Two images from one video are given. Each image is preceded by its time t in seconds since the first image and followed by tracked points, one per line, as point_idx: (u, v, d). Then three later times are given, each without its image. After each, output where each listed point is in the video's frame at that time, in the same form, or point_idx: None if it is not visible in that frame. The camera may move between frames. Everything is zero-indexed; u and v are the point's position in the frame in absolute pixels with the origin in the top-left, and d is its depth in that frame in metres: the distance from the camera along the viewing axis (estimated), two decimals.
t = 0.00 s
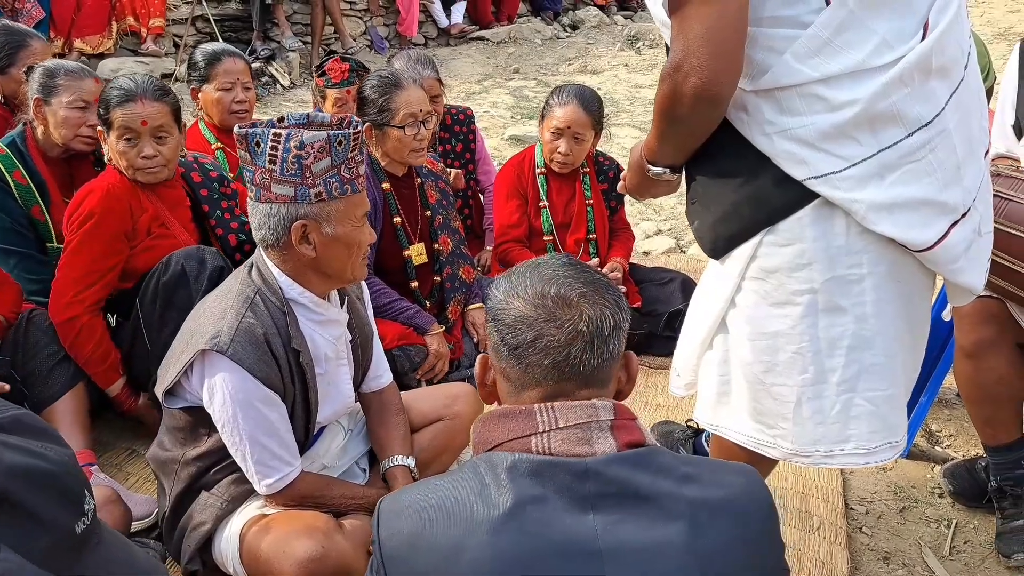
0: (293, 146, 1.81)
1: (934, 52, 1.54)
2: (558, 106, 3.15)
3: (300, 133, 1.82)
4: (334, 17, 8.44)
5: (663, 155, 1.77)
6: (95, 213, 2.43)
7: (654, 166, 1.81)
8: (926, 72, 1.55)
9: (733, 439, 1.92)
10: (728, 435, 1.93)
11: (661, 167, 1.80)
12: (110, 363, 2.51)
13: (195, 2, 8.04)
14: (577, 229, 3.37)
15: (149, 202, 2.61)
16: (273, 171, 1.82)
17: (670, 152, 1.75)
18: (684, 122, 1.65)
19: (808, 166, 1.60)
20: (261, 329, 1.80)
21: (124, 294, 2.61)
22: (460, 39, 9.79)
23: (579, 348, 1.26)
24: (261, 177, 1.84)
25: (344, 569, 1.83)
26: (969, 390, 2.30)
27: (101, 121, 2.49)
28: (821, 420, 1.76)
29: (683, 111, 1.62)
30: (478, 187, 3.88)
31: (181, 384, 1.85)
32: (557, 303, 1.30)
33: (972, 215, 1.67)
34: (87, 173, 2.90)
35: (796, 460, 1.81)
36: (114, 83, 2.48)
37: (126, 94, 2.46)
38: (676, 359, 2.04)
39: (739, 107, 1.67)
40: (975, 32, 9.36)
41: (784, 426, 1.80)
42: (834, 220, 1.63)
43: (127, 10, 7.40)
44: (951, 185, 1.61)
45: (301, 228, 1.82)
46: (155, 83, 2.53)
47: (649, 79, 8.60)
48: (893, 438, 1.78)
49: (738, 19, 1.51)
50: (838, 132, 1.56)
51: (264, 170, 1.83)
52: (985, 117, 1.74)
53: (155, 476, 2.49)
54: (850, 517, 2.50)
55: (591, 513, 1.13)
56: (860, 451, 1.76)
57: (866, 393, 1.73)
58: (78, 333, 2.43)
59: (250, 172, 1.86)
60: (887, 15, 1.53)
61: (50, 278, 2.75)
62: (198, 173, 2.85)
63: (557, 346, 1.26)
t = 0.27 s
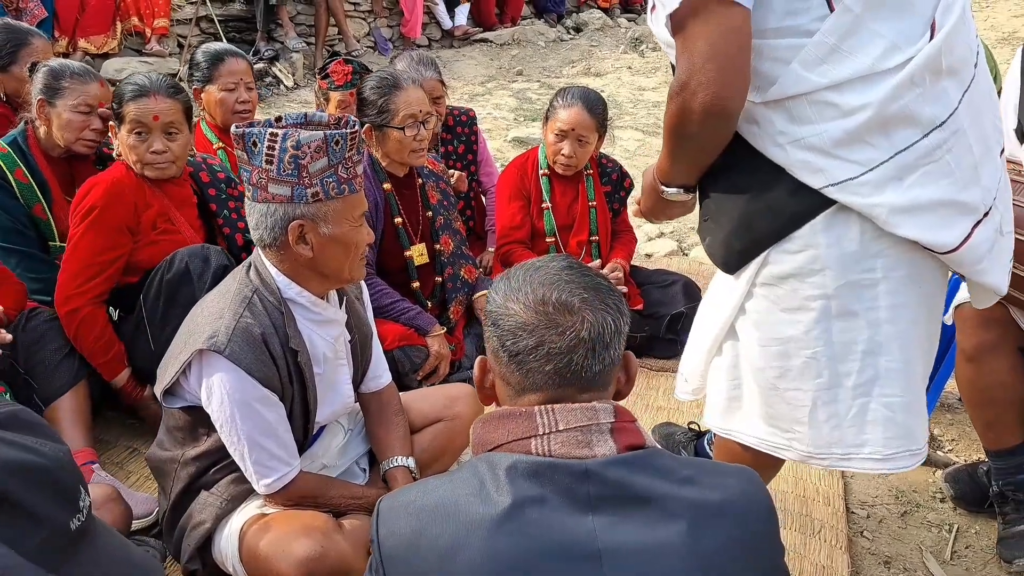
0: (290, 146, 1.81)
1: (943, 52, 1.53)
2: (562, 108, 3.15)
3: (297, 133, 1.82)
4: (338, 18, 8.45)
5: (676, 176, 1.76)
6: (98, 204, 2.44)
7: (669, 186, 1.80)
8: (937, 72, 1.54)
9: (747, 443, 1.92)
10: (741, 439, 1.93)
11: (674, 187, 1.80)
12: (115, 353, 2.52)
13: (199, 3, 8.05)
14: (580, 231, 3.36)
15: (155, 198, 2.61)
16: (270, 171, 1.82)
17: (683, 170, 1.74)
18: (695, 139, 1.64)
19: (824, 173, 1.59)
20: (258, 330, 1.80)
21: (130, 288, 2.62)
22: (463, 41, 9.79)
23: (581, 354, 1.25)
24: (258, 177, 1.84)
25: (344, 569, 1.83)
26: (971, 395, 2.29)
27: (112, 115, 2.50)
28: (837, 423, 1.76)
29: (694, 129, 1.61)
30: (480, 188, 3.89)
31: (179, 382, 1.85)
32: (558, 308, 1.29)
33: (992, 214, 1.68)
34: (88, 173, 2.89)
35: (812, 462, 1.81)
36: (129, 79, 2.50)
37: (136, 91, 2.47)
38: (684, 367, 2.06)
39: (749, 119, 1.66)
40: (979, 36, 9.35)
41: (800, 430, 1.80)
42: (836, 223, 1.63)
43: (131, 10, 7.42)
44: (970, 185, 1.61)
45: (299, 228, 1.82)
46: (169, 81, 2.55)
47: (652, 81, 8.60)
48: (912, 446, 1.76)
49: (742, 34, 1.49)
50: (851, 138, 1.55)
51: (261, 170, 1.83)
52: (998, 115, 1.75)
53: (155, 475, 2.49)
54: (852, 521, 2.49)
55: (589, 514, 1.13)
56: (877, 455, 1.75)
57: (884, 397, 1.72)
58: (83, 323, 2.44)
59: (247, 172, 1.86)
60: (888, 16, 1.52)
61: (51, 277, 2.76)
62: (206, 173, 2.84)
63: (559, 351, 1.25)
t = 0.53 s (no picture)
0: (285, 149, 1.80)
1: (946, 57, 1.55)
2: (563, 112, 3.15)
3: (292, 136, 1.82)
4: (338, 21, 8.47)
5: (684, 196, 1.76)
6: (93, 200, 2.46)
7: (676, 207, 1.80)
8: (941, 78, 1.55)
9: (750, 447, 1.92)
10: (743, 443, 1.93)
11: (682, 208, 1.80)
12: (105, 356, 2.52)
13: (200, 6, 8.06)
14: (579, 235, 3.36)
15: (151, 198, 2.61)
16: (265, 174, 1.82)
17: (689, 190, 1.73)
18: (700, 160, 1.63)
19: (834, 186, 1.58)
20: (252, 333, 1.80)
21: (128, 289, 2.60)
22: (463, 45, 9.81)
23: (577, 361, 1.25)
24: (253, 181, 1.84)
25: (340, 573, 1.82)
26: (968, 401, 2.29)
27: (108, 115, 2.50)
28: (842, 427, 1.76)
29: (698, 149, 1.61)
30: (479, 192, 3.89)
31: (173, 387, 1.85)
32: (553, 315, 1.28)
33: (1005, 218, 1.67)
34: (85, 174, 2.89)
35: (816, 466, 1.81)
36: (126, 80, 2.50)
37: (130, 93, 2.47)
38: (684, 368, 2.04)
39: (755, 136, 1.65)
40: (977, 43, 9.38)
41: (806, 435, 1.80)
42: (834, 230, 1.63)
43: (131, 13, 7.44)
44: (983, 189, 1.61)
45: (293, 232, 1.82)
46: (166, 83, 2.55)
47: (652, 87, 8.61)
48: (922, 454, 1.74)
49: (742, 51, 1.49)
50: (859, 148, 1.55)
51: (256, 173, 1.83)
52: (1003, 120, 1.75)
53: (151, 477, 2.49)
54: (849, 527, 2.49)
55: (585, 520, 1.13)
56: (882, 460, 1.75)
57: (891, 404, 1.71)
58: (80, 319, 2.46)
59: (243, 175, 1.86)
60: (886, 27, 1.54)
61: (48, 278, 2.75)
62: (204, 174, 2.83)
63: (555, 360, 1.24)
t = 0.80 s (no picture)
0: (293, 154, 1.82)
1: (959, 61, 1.54)
2: (573, 117, 3.15)
3: (301, 142, 1.83)
4: (347, 27, 8.50)
5: (695, 208, 1.75)
6: (104, 205, 2.47)
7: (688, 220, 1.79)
8: (954, 84, 1.55)
9: (761, 454, 1.91)
10: (754, 450, 1.92)
11: (694, 220, 1.78)
12: (120, 355, 2.53)
13: (210, 12, 8.11)
14: (587, 240, 3.36)
15: (162, 203, 2.62)
16: (273, 179, 1.82)
17: (701, 202, 1.73)
18: (712, 172, 1.63)
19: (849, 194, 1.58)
20: (260, 338, 1.80)
21: (145, 290, 2.61)
22: (472, 50, 9.83)
23: (585, 367, 1.25)
24: (260, 186, 1.84)
25: None
26: (979, 406, 2.27)
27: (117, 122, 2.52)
28: (856, 433, 1.76)
29: (710, 161, 1.60)
30: (487, 197, 3.90)
31: (183, 391, 1.86)
32: (560, 320, 1.28)
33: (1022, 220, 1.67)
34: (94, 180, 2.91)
35: (829, 472, 1.80)
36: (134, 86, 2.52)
37: (135, 99, 2.49)
38: (694, 377, 2.04)
39: (767, 145, 1.65)
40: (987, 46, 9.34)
41: (818, 441, 1.79)
42: (843, 234, 1.62)
43: (141, 20, 7.49)
44: (998, 194, 1.60)
45: (301, 237, 1.83)
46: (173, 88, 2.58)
47: (660, 91, 8.61)
48: (937, 461, 1.73)
49: (752, 63, 1.49)
50: (873, 155, 1.55)
51: (264, 179, 1.83)
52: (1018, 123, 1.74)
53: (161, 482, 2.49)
54: (860, 533, 2.47)
55: (594, 525, 1.12)
56: (894, 465, 1.75)
57: (904, 409, 1.71)
58: (88, 326, 2.47)
59: (251, 180, 1.86)
60: (897, 33, 1.54)
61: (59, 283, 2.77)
62: (212, 178, 2.84)
63: (563, 365, 1.24)
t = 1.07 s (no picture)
0: (300, 157, 1.81)
1: (970, 66, 1.55)
2: (580, 121, 3.15)
3: (307, 145, 1.82)
4: (354, 30, 8.53)
5: (704, 217, 1.76)
6: (123, 206, 2.48)
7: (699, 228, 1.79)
8: (966, 88, 1.56)
9: (773, 460, 1.91)
10: (766, 456, 1.92)
11: (702, 229, 1.79)
12: (134, 347, 2.53)
13: (217, 15, 8.14)
14: (593, 244, 3.36)
15: (177, 207, 2.63)
16: (280, 182, 1.83)
17: (712, 210, 1.73)
18: (724, 179, 1.63)
19: (861, 200, 1.58)
20: (267, 340, 1.81)
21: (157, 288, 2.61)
22: (478, 53, 9.85)
23: (592, 371, 1.25)
24: (268, 188, 1.84)
25: None
26: (986, 412, 2.27)
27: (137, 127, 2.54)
28: (868, 439, 1.76)
29: (722, 168, 1.60)
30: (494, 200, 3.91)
31: (190, 394, 1.87)
32: (568, 324, 1.28)
33: None
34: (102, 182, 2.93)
35: (842, 478, 1.80)
36: (156, 90, 2.53)
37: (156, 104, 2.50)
38: (705, 381, 2.04)
39: (778, 152, 1.64)
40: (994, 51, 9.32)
41: (832, 447, 1.78)
42: (852, 239, 1.62)
43: (149, 24, 7.53)
44: (1010, 199, 1.61)
45: (308, 239, 1.83)
46: (195, 94, 2.57)
47: (666, 95, 8.61)
48: (950, 467, 1.73)
49: (766, 69, 1.49)
50: (885, 160, 1.55)
51: (270, 181, 1.83)
52: None
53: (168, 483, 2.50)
54: (866, 539, 2.47)
55: (602, 530, 1.12)
56: (907, 471, 1.75)
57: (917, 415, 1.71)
58: (104, 325, 2.46)
59: (257, 182, 1.87)
60: (909, 39, 1.54)
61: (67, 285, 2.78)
62: (226, 181, 2.88)
63: (570, 370, 1.24)
